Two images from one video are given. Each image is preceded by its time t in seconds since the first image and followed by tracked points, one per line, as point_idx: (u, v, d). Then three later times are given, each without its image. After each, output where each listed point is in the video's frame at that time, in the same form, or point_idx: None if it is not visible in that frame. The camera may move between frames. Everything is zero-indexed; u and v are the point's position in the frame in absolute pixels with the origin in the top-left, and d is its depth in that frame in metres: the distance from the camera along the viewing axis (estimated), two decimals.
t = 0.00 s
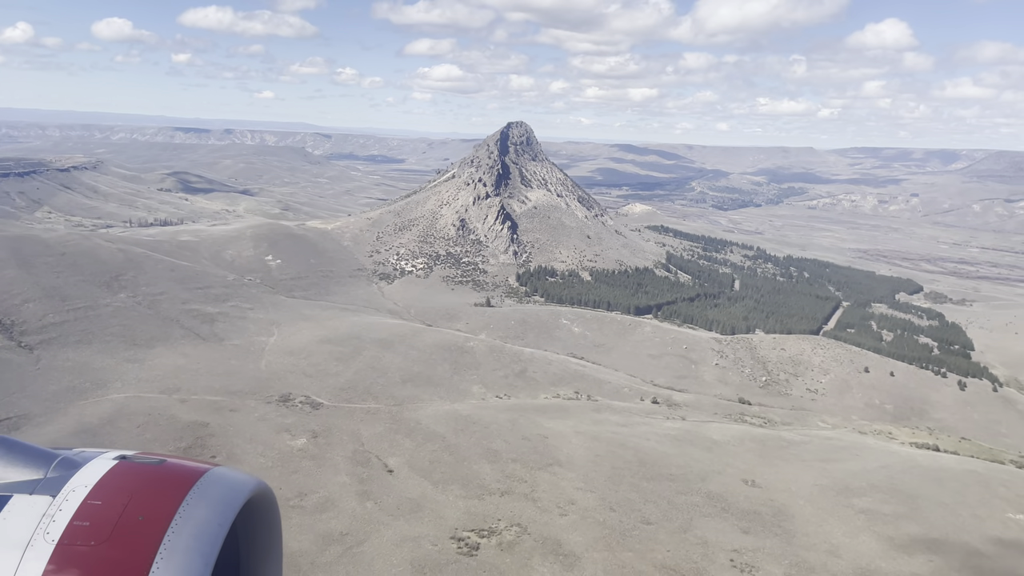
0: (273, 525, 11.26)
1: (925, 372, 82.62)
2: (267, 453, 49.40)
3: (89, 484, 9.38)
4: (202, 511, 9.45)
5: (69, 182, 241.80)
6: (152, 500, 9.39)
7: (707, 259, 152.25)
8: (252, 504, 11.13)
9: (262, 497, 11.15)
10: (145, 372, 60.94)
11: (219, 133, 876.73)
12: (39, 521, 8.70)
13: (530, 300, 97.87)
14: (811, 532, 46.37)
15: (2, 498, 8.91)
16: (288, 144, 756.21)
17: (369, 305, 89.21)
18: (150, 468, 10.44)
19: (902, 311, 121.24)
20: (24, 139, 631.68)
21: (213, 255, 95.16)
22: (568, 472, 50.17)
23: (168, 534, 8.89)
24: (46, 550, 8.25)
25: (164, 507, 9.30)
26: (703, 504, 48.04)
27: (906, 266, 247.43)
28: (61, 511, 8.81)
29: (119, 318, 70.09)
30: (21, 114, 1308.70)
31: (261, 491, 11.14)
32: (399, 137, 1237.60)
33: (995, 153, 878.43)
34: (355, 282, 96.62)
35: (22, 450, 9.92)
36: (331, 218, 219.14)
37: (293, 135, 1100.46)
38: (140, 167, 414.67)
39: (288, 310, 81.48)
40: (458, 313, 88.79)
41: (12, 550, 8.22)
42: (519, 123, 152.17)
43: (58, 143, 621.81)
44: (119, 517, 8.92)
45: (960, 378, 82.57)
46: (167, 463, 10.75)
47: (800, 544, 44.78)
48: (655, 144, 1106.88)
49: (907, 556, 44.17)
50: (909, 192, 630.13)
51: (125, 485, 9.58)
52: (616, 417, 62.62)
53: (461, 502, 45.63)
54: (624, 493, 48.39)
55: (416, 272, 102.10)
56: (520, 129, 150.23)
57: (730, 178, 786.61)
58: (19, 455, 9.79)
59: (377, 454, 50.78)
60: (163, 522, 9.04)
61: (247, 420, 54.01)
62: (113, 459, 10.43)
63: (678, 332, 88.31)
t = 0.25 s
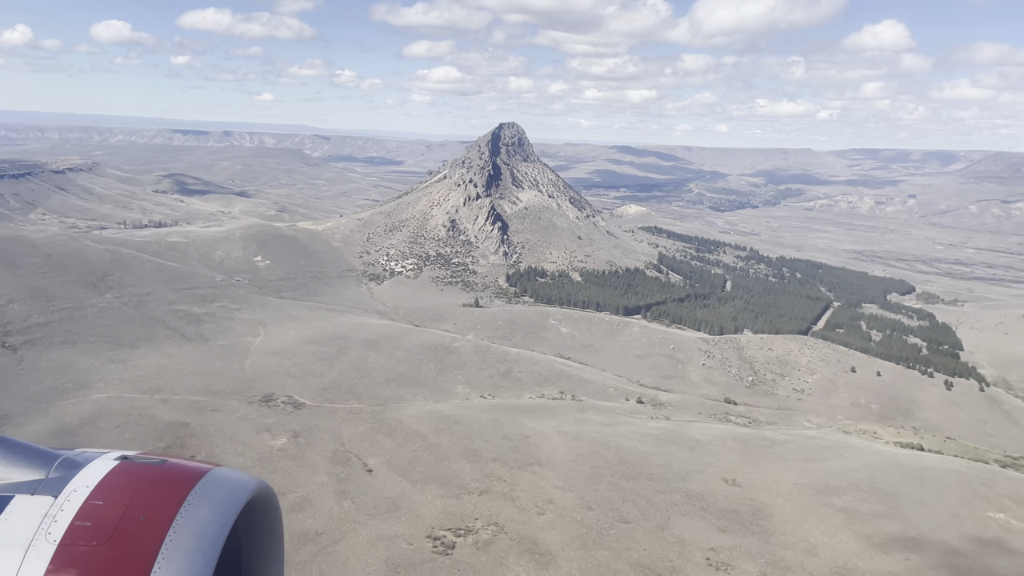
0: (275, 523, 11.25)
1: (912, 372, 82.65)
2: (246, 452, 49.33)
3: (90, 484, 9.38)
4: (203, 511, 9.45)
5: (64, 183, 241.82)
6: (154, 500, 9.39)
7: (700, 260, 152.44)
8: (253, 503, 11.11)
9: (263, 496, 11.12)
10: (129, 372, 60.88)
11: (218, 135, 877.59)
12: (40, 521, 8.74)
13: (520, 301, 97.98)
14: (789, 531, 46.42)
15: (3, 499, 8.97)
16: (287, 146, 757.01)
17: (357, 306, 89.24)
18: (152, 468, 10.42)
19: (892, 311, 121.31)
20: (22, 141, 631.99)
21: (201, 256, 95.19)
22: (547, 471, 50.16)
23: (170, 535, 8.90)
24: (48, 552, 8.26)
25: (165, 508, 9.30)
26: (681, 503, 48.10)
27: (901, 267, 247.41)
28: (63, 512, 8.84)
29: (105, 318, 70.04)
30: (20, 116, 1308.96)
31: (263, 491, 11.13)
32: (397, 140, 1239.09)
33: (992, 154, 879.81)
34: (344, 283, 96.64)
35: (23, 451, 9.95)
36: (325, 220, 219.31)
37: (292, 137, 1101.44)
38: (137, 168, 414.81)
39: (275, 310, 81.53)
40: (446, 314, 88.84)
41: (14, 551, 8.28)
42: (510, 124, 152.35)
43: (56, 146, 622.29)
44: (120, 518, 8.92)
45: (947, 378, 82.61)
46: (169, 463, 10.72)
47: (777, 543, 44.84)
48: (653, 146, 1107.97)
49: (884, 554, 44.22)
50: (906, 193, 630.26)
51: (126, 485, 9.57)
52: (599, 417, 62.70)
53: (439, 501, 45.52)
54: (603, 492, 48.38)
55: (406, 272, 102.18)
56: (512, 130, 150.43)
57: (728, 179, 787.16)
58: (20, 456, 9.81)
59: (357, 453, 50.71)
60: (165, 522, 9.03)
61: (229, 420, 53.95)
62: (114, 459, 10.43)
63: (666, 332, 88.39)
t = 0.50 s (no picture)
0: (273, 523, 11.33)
1: (899, 372, 82.65)
2: (225, 452, 49.23)
3: (90, 485, 9.45)
4: (203, 511, 9.54)
5: (59, 185, 241.82)
6: (155, 499, 9.46)
7: (693, 261, 152.46)
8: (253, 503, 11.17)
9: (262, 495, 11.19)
10: (112, 372, 60.83)
11: (217, 137, 878.39)
12: (40, 522, 8.80)
13: (509, 301, 98.03)
14: (767, 530, 46.41)
15: (4, 498, 9.05)
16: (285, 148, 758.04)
17: (346, 306, 89.25)
18: (153, 468, 10.47)
19: (884, 311, 121.21)
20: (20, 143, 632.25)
21: (190, 256, 95.23)
22: (527, 471, 50.10)
23: (170, 534, 8.97)
24: (49, 550, 8.33)
25: (167, 508, 9.37)
26: (660, 502, 48.11)
27: (897, 268, 247.06)
28: (63, 511, 8.91)
29: (90, 319, 70.00)
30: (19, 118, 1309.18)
31: (262, 491, 11.21)
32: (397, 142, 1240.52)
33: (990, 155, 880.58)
34: (333, 283, 96.68)
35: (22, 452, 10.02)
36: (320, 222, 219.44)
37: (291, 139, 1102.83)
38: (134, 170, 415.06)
39: (262, 311, 81.56)
40: (434, 315, 88.85)
41: (15, 550, 8.36)
42: (503, 126, 152.54)
43: (55, 148, 622.52)
44: (121, 517, 9.00)
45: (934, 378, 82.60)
46: (170, 463, 10.78)
47: (755, 542, 44.82)
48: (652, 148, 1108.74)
49: (862, 553, 44.21)
50: (904, 195, 629.90)
51: (126, 485, 9.64)
52: (583, 417, 62.74)
53: (417, 501, 45.43)
54: (581, 492, 48.32)
55: (396, 273, 102.22)
56: (504, 131, 150.64)
57: (726, 181, 786.98)
58: (20, 457, 9.88)
59: (336, 453, 50.61)
60: (164, 522, 9.10)
61: (210, 419, 53.87)
62: (115, 460, 10.50)
63: (655, 332, 88.41)
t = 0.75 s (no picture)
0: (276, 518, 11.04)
1: (886, 373, 82.66)
2: (205, 451, 49.12)
3: (90, 484, 9.22)
4: (203, 510, 9.26)
5: (54, 186, 242.39)
6: (155, 499, 9.23)
7: (685, 262, 152.53)
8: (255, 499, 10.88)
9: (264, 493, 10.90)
10: (95, 372, 60.77)
11: (217, 139, 879.83)
12: (41, 521, 8.60)
13: (498, 302, 98.12)
14: (745, 530, 46.43)
15: (4, 498, 8.81)
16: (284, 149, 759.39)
17: (334, 307, 89.27)
18: (154, 467, 10.22)
19: (874, 312, 121.23)
20: (19, 144, 633.26)
21: (179, 257, 95.31)
22: (506, 471, 50.10)
23: (170, 534, 8.73)
24: (48, 551, 8.13)
25: (167, 508, 9.13)
26: (638, 502, 48.15)
27: (892, 270, 247.15)
28: (63, 511, 8.71)
29: (75, 319, 69.95)
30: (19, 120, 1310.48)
31: (264, 489, 10.92)
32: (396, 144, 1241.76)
33: (988, 158, 881.71)
34: (323, 284, 96.75)
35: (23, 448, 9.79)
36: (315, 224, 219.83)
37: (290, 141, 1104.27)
38: (132, 172, 415.92)
39: (249, 312, 81.62)
40: (423, 315, 88.91)
41: (14, 550, 8.13)
42: (495, 127, 152.78)
43: (54, 149, 623.83)
44: (121, 517, 8.78)
45: (921, 379, 82.60)
46: (171, 462, 10.53)
47: (732, 541, 44.86)
48: (651, 150, 1110.14)
49: (839, 553, 44.21)
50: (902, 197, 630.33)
51: (126, 485, 9.40)
52: (567, 417, 62.74)
53: (394, 501, 45.38)
54: (559, 491, 48.34)
55: (385, 274, 102.29)
56: (496, 132, 150.88)
57: (725, 183, 787.63)
58: (21, 453, 9.67)
59: (316, 453, 50.53)
60: (164, 523, 8.84)
61: (191, 419, 53.76)
62: (115, 458, 10.25)
63: (643, 333, 88.46)
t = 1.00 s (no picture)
0: (274, 519, 11.03)
1: (873, 374, 82.69)
2: (184, 451, 48.98)
3: (89, 483, 9.29)
4: (202, 510, 9.30)
5: (50, 187, 243.00)
6: (153, 498, 9.25)
7: (679, 264, 152.61)
8: (252, 500, 10.86)
9: (263, 491, 10.93)
10: (79, 371, 60.72)
11: (216, 141, 880.66)
12: (38, 517, 8.72)
13: (488, 303, 98.19)
14: (723, 530, 46.44)
15: (2, 496, 8.86)
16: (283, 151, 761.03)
17: (322, 307, 89.29)
18: (153, 465, 10.26)
19: (865, 314, 121.22)
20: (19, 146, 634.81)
21: (168, 258, 95.39)
22: (486, 471, 50.05)
23: (168, 533, 8.76)
24: (48, 548, 8.20)
25: (165, 507, 9.15)
26: (617, 502, 48.16)
27: (888, 273, 247.04)
28: (62, 510, 8.78)
29: (61, 319, 69.90)
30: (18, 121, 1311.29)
31: (263, 488, 10.95)
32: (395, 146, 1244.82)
33: (986, 160, 882.62)
34: (312, 284, 96.80)
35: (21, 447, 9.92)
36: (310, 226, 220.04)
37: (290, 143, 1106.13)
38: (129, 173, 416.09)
39: (237, 312, 81.68)
40: (411, 316, 88.92)
41: (14, 548, 8.21)
42: (487, 128, 153.01)
43: (53, 150, 624.40)
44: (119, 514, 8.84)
45: (908, 380, 82.60)
46: (171, 459, 10.59)
47: (709, 541, 44.88)
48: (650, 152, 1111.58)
49: (816, 553, 44.21)
50: (900, 200, 630.38)
51: (125, 483, 9.47)
52: (550, 417, 62.77)
53: (372, 500, 45.31)
54: (538, 491, 48.33)
55: (375, 275, 102.34)
56: (489, 133, 151.16)
57: (723, 185, 788.49)
58: (20, 452, 9.79)
59: (296, 452, 50.44)
60: (163, 522, 8.89)
61: (172, 418, 53.64)
62: (114, 457, 10.31)
63: (631, 334, 88.55)
